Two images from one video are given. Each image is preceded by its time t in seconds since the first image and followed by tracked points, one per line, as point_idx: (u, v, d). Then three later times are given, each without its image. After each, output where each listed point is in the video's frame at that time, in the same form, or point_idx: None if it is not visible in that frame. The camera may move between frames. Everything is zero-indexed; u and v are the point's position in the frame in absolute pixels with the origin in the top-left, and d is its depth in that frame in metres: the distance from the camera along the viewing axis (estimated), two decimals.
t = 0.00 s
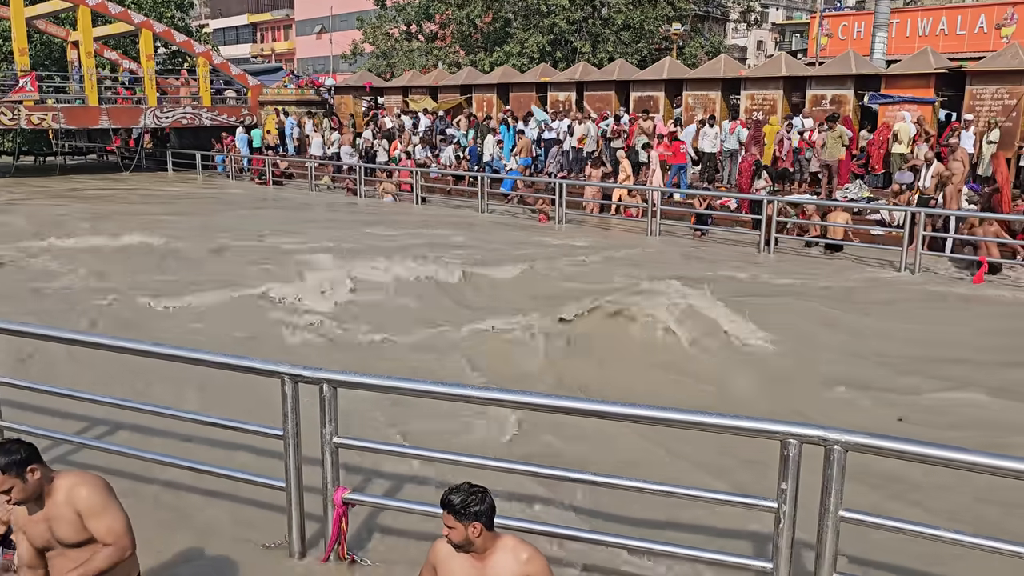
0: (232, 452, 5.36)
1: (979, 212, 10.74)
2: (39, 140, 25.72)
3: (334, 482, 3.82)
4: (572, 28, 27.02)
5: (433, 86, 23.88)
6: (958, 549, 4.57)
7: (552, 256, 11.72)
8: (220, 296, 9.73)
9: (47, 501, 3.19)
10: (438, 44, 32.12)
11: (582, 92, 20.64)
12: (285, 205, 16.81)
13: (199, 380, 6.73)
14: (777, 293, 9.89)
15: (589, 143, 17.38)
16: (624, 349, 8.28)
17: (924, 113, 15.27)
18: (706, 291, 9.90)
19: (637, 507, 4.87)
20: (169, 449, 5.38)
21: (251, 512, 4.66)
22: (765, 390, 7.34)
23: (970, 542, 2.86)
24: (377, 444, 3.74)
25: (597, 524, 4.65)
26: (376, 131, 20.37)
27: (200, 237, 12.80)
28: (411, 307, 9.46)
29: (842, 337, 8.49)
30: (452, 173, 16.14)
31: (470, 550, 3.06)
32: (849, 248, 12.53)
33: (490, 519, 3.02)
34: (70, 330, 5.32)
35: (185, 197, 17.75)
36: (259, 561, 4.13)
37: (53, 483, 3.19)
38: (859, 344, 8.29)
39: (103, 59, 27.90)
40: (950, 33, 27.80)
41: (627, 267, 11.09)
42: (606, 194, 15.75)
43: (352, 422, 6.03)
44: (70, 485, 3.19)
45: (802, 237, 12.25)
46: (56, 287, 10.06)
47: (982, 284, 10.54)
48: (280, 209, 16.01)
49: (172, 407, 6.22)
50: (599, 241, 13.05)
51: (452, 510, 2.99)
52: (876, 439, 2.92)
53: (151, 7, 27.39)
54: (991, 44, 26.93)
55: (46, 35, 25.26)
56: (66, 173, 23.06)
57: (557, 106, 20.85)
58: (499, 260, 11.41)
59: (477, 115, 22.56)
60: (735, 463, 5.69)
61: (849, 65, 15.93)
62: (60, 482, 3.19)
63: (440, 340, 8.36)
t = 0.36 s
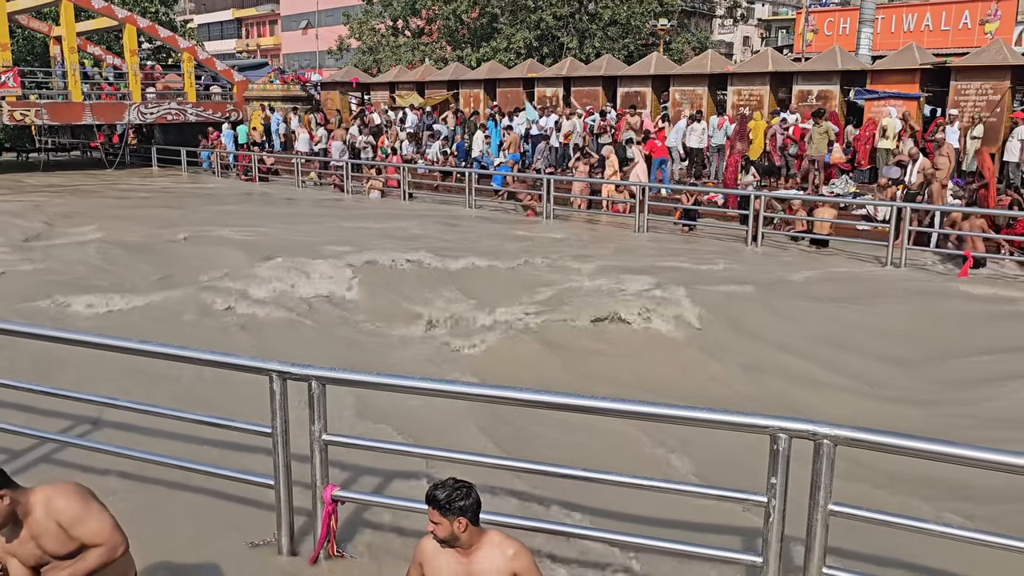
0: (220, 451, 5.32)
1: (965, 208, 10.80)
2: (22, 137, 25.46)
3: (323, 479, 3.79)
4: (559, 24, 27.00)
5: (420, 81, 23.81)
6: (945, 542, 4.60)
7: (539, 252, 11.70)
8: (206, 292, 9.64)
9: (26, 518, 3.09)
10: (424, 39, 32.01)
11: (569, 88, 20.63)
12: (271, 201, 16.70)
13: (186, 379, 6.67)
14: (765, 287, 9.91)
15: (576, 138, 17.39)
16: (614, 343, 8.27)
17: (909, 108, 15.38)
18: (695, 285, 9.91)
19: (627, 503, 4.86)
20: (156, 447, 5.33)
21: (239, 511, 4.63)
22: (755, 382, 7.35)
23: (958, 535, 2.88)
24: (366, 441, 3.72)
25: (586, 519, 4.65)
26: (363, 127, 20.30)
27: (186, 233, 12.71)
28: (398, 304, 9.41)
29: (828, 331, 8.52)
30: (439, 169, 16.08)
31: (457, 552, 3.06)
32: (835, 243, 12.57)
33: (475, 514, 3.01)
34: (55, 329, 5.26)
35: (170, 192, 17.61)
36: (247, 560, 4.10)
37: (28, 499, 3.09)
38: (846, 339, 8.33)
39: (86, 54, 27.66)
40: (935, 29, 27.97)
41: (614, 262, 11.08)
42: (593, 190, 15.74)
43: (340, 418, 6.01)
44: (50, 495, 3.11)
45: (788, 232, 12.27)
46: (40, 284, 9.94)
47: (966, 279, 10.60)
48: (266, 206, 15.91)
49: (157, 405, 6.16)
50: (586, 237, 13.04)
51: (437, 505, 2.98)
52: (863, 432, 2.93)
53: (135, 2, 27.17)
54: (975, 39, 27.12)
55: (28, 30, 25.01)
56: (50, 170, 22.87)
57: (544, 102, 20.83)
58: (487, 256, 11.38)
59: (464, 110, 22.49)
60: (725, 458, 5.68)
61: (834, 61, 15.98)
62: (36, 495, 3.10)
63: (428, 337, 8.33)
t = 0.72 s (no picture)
0: (215, 449, 5.31)
1: (960, 204, 10.81)
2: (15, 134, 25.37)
3: (319, 476, 3.78)
4: (554, 21, 26.96)
5: (415, 78, 23.77)
6: (939, 537, 4.61)
7: (535, 249, 11.70)
8: (200, 290, 9.62)
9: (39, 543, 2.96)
10: (419, 36, 31.96)
11: (564, 84, 20.62)
12: (266, 198, 16.65)
13: (180, 377, 6.65)
14: (760, 284, 9.92)
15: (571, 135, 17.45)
16: (610, 339, 8.26)
17: (903, 105, 15.34)
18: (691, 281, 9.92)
19: (623, 500, 4.85)
20: (151, 445, 5.32)
21: (235, 509, 4.62)
22: (750, 379, 7.36)
23: (952, 530, 2.88)
24: (361, 439, 3.71)
25: (582, 516, 4.64)
26: (359, 125, 20.32)
27: (180, 231, 12.68)
28: (394, 300, 9.40)
29: (823, 328, 8.54)
30: (435, 166, 16.05)
31: (452, 549, 3.06)
32: (830, 239, 12.59)
33: (469, 511, 3.02)
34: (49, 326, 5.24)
35: (164, 190, 17.55)
36: (242, 558, 4.10)
37: (43, 520, 2.94)
38: (841, 336, 8.33)
39: (80, 52, 27.57)
40: (930, 25, 27.99)
41: (610, 259, 11.08)
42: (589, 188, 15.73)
43: (335, 416, 6.00)
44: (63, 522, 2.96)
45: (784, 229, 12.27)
46: (33, 281, 9.90)
47: (961, 276, 10.54)
48: (261, 203, 15.86)
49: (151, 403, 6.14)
50: (582, 234, 13.02)
51: (431, 503, 2.98)
52: (858, 428, 2.93)
53: None
54: (969, 36, 27.15)
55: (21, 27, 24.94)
56: (43, 168, 22.79)
57: (539, 99, 20.81)
58: (483, 253, 11.38)
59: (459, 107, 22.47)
60: (721, 454, 5.69)
61: (830, 57, 16.00)
62: (52, 519, 2.95)
63: (424, 334, 8.31)
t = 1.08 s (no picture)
0: (214, 447, 5.32)
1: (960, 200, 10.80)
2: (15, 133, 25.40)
3: (315, 474, 3.80)
4: (554, 18, 26.93)
5: (415, 76, 23.77)
6: (935, 534, 4.62)
7: (533, 247, 11.71)
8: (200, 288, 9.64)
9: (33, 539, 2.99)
10: (419, 34, 31.94)
11: (563, 82, 20.60)
12: (266, 196, 16.67)
13: (179, 376, 6.67)
14: (758, 281, 9.93)
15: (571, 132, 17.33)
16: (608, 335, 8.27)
17: (903, 101, 15.35)
18: (689, 279, 9.93)
19: (620, 497, 4.86)
20: (150, 444, 5.33)
21: (233, 507, 4.63)
22: (748, 374, 7.36)
23: (945, 526, 2.89)
24: (357, 437, 3.72)
25: (579, 514, 4.65)
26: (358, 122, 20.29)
27: (179, 229, 12.69)
28: (392, 298, 9.40)
29: (822, 324, 8.54)
30: (434, 164, 16.05)
31: (448, 545, 3.08)
32: (828, 235, 12.60)
33: (465, 507, 3.03)
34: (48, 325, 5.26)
35: (164, 188, 17.57)
36: (240, 557, 4.11)
37: (35, 517, 2.98)
38: (840, 331, 8.32)
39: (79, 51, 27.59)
40: (930, 21, 27.97)
41: (608, 256, 11.08)
42: (588, 185, 15.72)
43: (334, 414, 6.01)
44: (56, 516, 2.98)
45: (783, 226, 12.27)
46: (32, 280, 9.92)
47: (961, 272, 10.51)
48: (261, 201, 15.88)
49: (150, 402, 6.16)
50: (581, 231, 13.02)
51: (427, 499, 3.00)
52: (850, 425, 2.94)
53: None
54: (970, 31, 27.13)
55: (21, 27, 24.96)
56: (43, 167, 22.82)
57: (539, 96, 20.80)
58: (481, 251, 11.39)
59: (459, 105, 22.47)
60: (718, 450, 5.69)
61: (829, 54, 15.98)
62: (43, 513, 2.99)
63: (422, 330, 8.31)
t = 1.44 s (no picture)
0: (207, 445, 5.33)
1: (955, 196, 10.81)
2: (11, 132, 25.37)
3: (306, 471, 3.80)
4: (550, 14, 26.91)
5: (411, 73, 23.76)
6: (926, 528, 4.64)
7: (529, 244, 11.73)
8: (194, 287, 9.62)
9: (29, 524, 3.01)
10: (416, 31, 31.92)
11: (560, 78, 20.59)
12: (263, 193, 16.68)
13: (173, 373, 6.68)
14: (753, 278, 9.95)
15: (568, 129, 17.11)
16: (601, 331, 8.28)
17: (898, 97, 15.40)
18: (684, 275, 9.94)
19: (608, 493, 4.89)
20: (144, 441, 5.34)
21: (226, 505, 4.64)
22: (741, 368, 7.40)
23: (932, 520, 2.91)
24: (348, 433, 3.73)
25: (574, 510, 4.67)
26: (354, 120, 20.28)
27: (174, 227, 12.68)
28: (388, 294, 9.40)
29: (816, 319, 8.54)
30: (430, 161, 16.04)
31: (441, 538, 3.09)
32: (823, 231, 12.62)
33: (462, 502, 3.05)
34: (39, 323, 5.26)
35: (161, 186, 17.56)
36: (232, 556, 4.12)
37: (30, 503, 3.00)
38: (834, 325, 8.33)
39: (75, 49, 27.56)
40: (926, 16, 27.99)
41: (605, 253, 11.09)
42: (584, 182, 15.74)
43: (327, 411, 6.02)
44: (49, 506, 2.98)
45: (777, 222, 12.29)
46: (28, 278, 9.92)
47: (955, 267, 10.54)
48: (257, 198, 15.88)
49: (144, 400, 6.17)
50: (577, 228, 13.03)
51: (426, 492, 3.01)
52: (837, 419, 2.96)
53: None
54: (966, 27, 27.16)
55: (17, 25, 24.92)
56: (40, 165, 22.82)
57: (535, 93, 20.79)
58: (477, 248, 11.40)
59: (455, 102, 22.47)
60: (711, 445, 5.74)
61: (825, 49, 15.97)
62: (38, 500, 2.99)
63: (417, 327, 8.32)
